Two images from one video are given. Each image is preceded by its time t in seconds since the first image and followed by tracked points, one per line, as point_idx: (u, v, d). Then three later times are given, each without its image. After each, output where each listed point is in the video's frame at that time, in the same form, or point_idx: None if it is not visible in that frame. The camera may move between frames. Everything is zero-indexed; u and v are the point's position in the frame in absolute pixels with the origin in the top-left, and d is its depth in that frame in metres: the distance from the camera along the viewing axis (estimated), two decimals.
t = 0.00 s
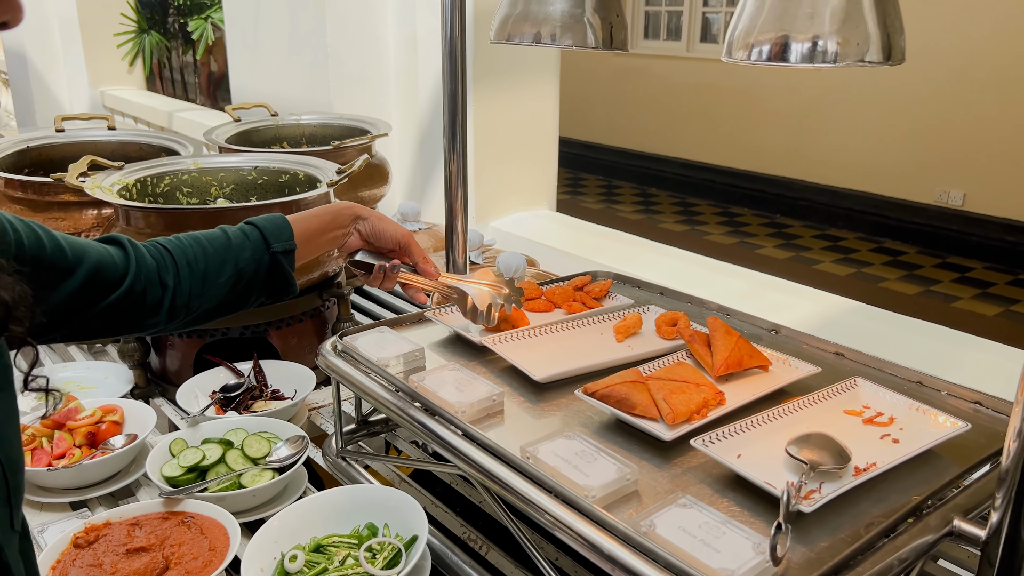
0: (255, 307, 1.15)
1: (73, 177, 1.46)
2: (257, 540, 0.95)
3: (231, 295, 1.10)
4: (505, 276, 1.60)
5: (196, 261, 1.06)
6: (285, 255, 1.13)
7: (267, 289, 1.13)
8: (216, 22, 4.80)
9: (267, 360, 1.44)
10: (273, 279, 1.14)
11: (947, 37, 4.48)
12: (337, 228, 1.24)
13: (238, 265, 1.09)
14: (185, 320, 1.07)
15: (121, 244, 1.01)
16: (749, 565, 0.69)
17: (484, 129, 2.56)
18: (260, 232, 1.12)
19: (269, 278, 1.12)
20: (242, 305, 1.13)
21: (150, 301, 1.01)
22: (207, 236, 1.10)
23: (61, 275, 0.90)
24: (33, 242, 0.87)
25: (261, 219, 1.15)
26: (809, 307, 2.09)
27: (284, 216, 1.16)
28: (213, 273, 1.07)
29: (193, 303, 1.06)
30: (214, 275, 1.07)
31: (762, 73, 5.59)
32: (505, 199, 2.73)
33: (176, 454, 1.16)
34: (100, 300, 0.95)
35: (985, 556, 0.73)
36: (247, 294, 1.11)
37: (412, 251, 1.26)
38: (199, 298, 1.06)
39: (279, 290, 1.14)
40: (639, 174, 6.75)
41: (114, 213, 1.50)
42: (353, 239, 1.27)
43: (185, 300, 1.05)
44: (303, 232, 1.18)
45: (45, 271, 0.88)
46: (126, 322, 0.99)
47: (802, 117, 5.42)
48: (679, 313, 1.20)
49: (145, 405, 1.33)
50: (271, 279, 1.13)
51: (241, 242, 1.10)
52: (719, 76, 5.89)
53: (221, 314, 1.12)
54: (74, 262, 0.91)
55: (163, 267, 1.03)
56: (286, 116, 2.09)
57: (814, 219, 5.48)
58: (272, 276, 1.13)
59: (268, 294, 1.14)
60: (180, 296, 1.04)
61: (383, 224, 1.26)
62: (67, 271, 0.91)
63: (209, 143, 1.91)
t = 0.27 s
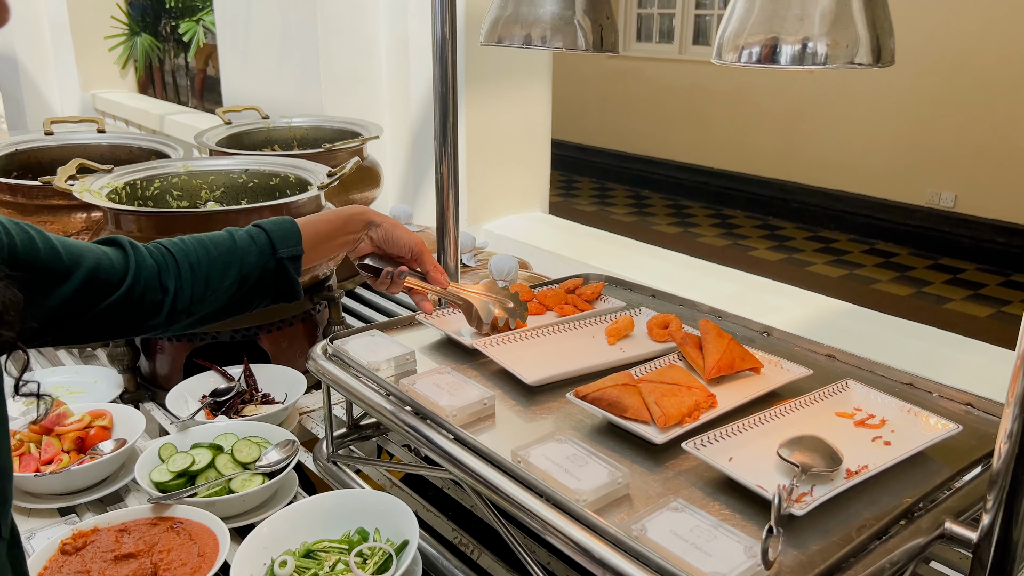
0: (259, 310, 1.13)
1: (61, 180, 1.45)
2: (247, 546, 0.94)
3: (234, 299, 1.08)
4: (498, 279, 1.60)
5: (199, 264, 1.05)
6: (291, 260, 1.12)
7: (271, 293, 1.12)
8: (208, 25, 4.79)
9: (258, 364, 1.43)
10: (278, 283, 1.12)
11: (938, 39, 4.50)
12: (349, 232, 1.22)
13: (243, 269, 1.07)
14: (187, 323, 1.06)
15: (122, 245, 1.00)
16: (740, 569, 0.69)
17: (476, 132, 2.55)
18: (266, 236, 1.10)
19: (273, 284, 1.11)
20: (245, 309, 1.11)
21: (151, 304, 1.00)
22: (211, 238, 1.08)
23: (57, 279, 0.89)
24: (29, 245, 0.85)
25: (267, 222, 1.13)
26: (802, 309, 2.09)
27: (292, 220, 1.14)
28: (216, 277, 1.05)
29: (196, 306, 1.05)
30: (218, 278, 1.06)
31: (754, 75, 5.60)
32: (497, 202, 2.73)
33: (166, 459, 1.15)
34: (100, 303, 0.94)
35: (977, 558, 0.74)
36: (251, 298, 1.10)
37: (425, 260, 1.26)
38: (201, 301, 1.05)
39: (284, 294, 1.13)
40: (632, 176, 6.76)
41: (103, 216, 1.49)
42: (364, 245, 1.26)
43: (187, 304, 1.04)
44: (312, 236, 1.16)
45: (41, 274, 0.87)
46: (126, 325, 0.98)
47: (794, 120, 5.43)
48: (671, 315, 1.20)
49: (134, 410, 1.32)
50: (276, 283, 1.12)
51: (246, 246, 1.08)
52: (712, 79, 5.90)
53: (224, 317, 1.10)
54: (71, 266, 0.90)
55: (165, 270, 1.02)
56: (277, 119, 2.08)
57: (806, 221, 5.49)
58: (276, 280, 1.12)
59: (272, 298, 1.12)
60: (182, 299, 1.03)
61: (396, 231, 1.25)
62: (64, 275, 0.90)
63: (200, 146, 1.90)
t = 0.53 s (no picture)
0: (259, 321, 1.12)
1: (55, 183, 1.44)
2: (244, 549, 0.94)
3: (234, 309, 1.07)
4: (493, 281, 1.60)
5: (199, 275, 1.04)
6: (292, 269, 1.10)
7: (271, 303, 1.11)
8: (201, 27, 4.78)
9: (253, 367, 1.43)
10: (279, 294, 1.11)
11: (930, 41, 4.53)
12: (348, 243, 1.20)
13: (244, 279, 1.06)
14: (187, 334, 1.05)
15: (122, 255, 0.99)
16: (739, 570, 0.69)
17: (470, 134, 2.55)
18: (265, 246, 1.09)
19: (272, 294, 1.10)
20: (246, 320, 1.10)
21: (152, 313, 0.98)
22: (211, 249, 1.07)
23: (61, 286, 0.87)
24: (35, 253, 0.83)
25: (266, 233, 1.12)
26: (796, 311, 2.10)
27: (293, 231, 1.13)
28: (217, 286, 1.04)
29: (195, 316, 1.04)
30: (219, 288, 1.05)
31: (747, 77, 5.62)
32: (492, 204, 2.73)
33: (162, 462, 1.15)
34: (103, 312, 0.93)
35: (974, 557, 0.75)
36: (252, 308, 1.09)
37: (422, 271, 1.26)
38: (201, 311, 1.04)
39: (285, 304, 1.12)
40: (626, 178, 6.77)
41: (97, 219, 1.48)
42: (364, 258, 1.23)
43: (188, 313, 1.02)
44: (312, 247, 1.14)
45: (45, 281, 0.86)
46: (127, 334, 0.97)
47: (787, 121, 5.45)
48: (667, 317, 1.20)
49: (129, 414, 1.32)
50: (276, 293, 1.10)
51: (246, 255, 1.07)
52: (705, 81, 5.92)
53: (225, 328, 1.09)
54: (73, 273, 0.88)
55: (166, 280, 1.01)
56: (270, 122, 2.08)
57: (799, 223, 5.51)
58: (277, 291, 1.10)
59: (272, 308, 1.11)
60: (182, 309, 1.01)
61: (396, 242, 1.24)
62: (68, 282, 0.88)
63: (194, 149, 1.89)
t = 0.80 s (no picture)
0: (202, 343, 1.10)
1: (43, 184, 1.43)
2: (232, 551, 0.93)
3: (172, 330, 1.05)
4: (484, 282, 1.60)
5: (135, 298, 1.02)
6: (228, 283, 1.09)
7: (213, 320, 1.09)
8: (192, 29, 4.76)
9: (242, 368, 1.42)
10: (218, 310, 1.09)
11: (920, 43, 4.55)
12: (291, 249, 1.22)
13: (176, 297, 1.04)
14: (127, 363, 1.03)
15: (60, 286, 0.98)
16: (726, 568, 0.69)
17: (462, 136, 2.55)
18: (195, 263, 1.08)
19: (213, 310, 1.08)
20: (188, 342, 1.08)
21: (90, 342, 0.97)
22: (146, 274, 1.06)
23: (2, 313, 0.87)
24: None
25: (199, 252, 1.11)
26: (787, 310, 2.10)
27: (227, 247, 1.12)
28: (150, 308, 1.03)
29: (132, 341, 1.02)
30: (157, 309, 1.03)
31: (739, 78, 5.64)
32: (483, 205, 2.73)
33: (150, 463, 1.14)
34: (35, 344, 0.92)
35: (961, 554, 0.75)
36: (192, 328, 1.07)
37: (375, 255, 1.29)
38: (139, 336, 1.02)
39: (226, 319, 1.10)
40: (618, 179, 6.77)
41: (86, 220, 1.48)
42: (313, 259, 1.25)
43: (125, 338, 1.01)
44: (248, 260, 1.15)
45: None
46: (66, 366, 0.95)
47: (778, 123, 5.47)
48: (656, 316, 1.20)
49: (118, 415, 1.31)
50: (216, 311, 1.09)
51: (178, 275, 1.06)
52: (697, 82, 5.94)
53: (167, 355, 1.07)
54: (22, 295, 0.88)
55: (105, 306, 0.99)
56: (261, 122, 2.07)
57: (791, 224, 5.52)
58: (217, 307, 1.09)
59: (214, 324, 1.09)
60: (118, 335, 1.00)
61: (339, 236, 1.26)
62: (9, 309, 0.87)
63: (183, 150, 1.89)
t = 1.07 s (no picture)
0: (128, 373, 1.04)
1: (28, 185, 1.43)
2: (215, 552, 0.93)
3: (92, 362, 1.00)
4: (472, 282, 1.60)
5: (52, 332, 0.99)
6: (150, 308, 1.02)
7: (136, 349, 1.03)
8: (182, 30, 4.75)
9: (229, 369, 1.42)
10: (140, 337, 1.03)
11: (910, 44, 4.58)
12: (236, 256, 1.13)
13: (90, 326, 1.00)
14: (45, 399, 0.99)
15: None
16: (708, 566, 0.69)
17: (451, 136, 2.56)
18: (118, 290, 1.03)
19: (136, 338, 1.02)
20: (115, 374, 1.03)
21: None
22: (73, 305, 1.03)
23: None
24: None
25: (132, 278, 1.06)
26: (775, 310, 2.11)
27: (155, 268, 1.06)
28: (60, 341, 0.98)
29: (51, 377, 0.99)
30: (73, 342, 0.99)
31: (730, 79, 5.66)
32: (473, 206, 2.72)
33: (134, 465, 1.13)
34: None
35: (941, 551, 0.76)
36: (112, 359, 1.02)
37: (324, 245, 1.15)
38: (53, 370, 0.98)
39: (150, 348, 1.03)
40: (610, 180, 6.78)
41: (71, 222, 1.47)
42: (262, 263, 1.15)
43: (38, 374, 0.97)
44: (178, 279, 1.06)
45: None
46: None
47: (769, 123, 5.49)
48: (642, 316, 1.21)
49: (103, 417, 1.30)
50: (136, 339, 1.02)
51: (99, 305, 1.01)
52: (688, 83, 5.95)
53: (91, 388, 1.02)
54: None
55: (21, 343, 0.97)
56: (249, 123, 2.07)
57: (782, 224, 5.54)
58: (140, 333, 1.03)
59: (136, 352, 1.03)
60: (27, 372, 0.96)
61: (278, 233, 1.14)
62: None
63: (171, 151, 1.88)
